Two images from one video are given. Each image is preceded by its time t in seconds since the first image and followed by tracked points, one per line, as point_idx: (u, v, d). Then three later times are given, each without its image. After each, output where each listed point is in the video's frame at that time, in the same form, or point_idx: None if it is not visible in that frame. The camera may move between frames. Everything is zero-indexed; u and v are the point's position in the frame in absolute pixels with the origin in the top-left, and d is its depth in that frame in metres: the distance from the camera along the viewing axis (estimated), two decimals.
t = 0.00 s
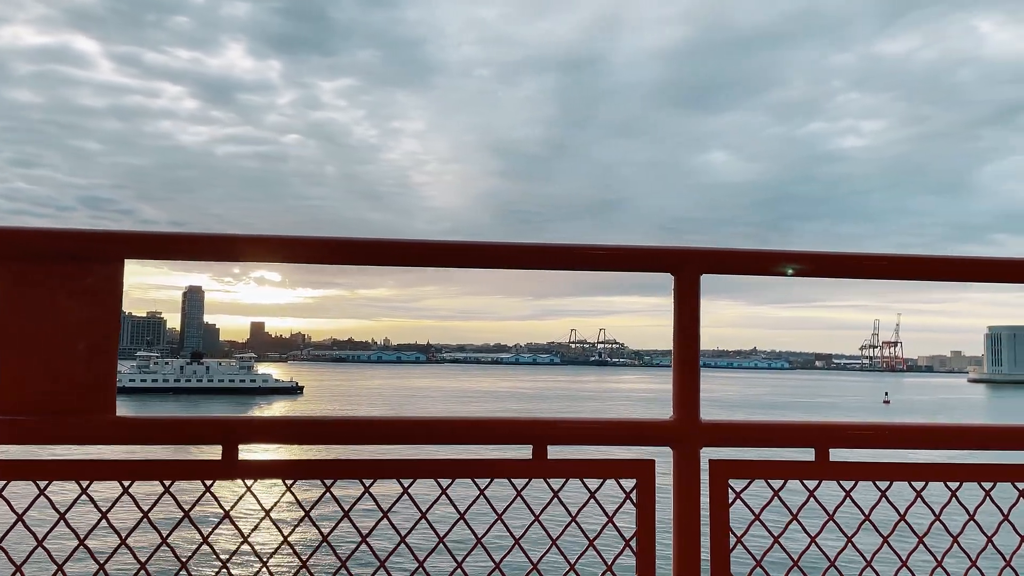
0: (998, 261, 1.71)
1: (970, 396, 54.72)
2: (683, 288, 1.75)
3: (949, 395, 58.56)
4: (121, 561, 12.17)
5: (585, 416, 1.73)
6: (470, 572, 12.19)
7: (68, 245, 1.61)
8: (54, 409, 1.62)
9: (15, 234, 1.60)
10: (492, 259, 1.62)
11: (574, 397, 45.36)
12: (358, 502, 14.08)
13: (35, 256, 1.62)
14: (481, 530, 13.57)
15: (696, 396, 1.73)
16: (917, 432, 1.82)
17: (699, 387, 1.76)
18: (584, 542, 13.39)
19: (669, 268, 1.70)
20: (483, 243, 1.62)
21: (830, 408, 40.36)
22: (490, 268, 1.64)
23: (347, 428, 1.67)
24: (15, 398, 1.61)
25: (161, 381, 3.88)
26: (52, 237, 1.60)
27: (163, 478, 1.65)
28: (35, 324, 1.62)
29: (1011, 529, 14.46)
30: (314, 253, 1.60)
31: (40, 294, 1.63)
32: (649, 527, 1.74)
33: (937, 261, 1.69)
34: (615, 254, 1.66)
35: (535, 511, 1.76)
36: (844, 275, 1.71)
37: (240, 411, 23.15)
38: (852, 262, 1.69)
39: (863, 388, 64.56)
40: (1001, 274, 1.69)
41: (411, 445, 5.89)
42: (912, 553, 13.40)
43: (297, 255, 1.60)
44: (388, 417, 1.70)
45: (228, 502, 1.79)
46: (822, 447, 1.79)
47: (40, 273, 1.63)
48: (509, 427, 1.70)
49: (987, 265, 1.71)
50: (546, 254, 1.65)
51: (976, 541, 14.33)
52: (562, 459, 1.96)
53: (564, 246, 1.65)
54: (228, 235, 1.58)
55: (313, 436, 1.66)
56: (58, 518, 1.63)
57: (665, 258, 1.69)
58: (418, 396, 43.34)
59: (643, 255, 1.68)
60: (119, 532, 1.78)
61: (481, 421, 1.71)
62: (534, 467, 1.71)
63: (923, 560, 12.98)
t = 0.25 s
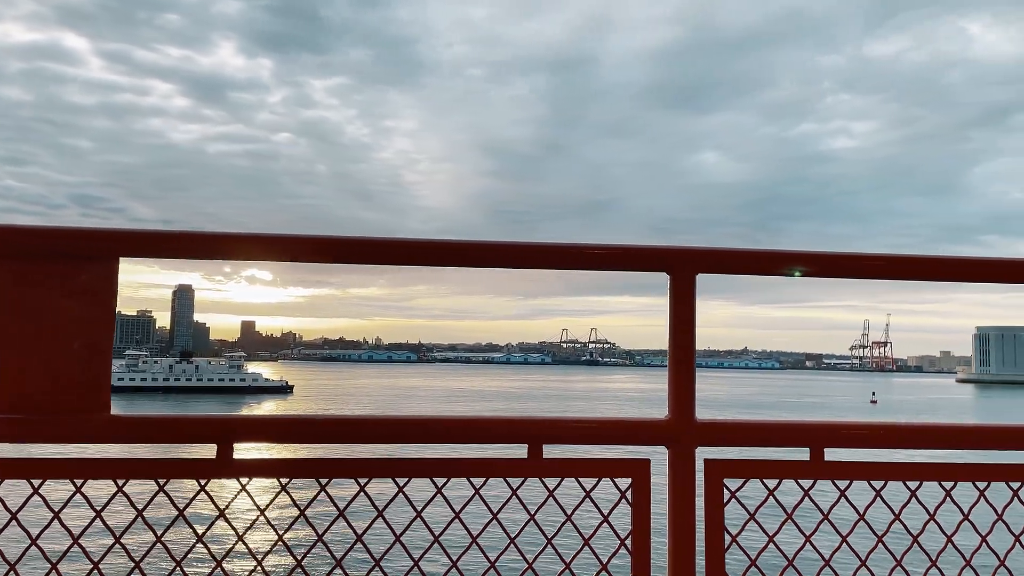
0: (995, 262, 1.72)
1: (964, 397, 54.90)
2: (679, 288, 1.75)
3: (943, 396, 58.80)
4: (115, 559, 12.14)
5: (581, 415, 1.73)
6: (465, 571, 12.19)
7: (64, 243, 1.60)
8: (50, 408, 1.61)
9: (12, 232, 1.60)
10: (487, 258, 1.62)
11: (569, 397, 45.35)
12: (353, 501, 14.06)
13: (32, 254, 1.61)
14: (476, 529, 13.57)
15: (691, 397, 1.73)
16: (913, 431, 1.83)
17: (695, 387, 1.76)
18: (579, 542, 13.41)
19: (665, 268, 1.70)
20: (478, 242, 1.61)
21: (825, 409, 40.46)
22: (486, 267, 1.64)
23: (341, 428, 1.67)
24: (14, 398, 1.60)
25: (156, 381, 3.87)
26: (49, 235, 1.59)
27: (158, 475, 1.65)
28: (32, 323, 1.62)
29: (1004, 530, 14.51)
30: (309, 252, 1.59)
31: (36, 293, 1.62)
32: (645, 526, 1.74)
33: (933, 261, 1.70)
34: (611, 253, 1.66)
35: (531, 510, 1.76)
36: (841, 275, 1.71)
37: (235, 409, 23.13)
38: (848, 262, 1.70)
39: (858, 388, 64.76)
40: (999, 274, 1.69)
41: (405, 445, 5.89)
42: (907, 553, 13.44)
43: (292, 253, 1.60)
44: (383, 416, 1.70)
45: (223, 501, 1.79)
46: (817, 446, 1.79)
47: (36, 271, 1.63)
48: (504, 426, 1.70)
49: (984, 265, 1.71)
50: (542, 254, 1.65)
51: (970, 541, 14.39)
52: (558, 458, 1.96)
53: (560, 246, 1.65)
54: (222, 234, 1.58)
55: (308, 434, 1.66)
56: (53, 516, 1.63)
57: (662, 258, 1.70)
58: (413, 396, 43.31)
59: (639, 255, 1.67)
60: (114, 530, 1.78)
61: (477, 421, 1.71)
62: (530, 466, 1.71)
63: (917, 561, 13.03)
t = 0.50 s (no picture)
0: (991, 260, 1.71)
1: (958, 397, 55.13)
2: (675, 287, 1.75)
3: (938, 395, 58.99)
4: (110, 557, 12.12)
5: (578, 413, 1.73)
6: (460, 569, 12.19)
7: (59, 242, 1.60)
8: (49, 408, 1.60)
9: (7, 231, 1.59)
10: (483, 257, 1.61)
11: (565, 396, 45.37)
12: (349, 500, 14.05)
13: (28, 251, 1.60)
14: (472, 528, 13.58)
15: (687, 395, 1.73)
16: (909, 430, 1.83)
17: (691, 385, 1.76)
18: (575, 540, 13.43)
19: (662, 267, 1.70)
20: (473, 241, 1.61)
21: (821, 410, 40.62)
22: (481, 266, 1.63)
23: (336, 427, 1.66)
24: (13, 398, 1.59)
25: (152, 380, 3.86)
26: (44, 233, 1.58)
27: (153, 474, 1.64)
28: (28, 322, 1.61)
29: (1000, 528, 14.56)
30: (303, 250, 1.59)
31: (32, 292, 1.61)
32: (641, 525, 1.74)
33: (930, 260, 1.70)
34: (606, 252, 1.66)
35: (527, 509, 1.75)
36: (837, 274, 1.71)
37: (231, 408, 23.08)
38: (843, 261, 1.70)
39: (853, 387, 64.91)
40: (995, 273, 1.69)
41: (401, 443, 5.88)
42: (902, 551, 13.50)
43: (286, 251, 1.59)
44: (377, 414, 1.70)
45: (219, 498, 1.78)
46: (811, 445, 1.80)
47: (33, 268, 1.62)
48: (500, 425, 1.70)
49: (980, 265, 1.71)
50: (539, 253, 1.64)
51: (966, 539, 14.44)
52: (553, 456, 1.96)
53: (556, 245, 1.64)
54: (216, 231, 1.57)
55: (301, 432, 1.65)
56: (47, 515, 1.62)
57: (657, 257, 1.70)
58: (410, 395, 43.29)
59: (634, 253, 1.68)
60: (109, 529, 1.77)
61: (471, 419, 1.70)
62: (525, 464, 1.71)
63: (913, 559, 13.07)
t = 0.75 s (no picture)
0: (990, 259, 1.70)
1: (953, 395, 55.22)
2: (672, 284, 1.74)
3: (933, 393, 59.22)
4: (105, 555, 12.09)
5: (574, 411, 1.72)
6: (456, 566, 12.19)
7: (56, 239, 1.59)
8: (45, 406, 1.58)
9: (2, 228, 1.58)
10: (479, 255, 1.61)
11: (561, 394, 45.37)
12: (345, 497, 14.04)
13: (23, 250, 1.59)
14: (468, 526, 13.57)
15: (683, 392, 1.72)
16: (904, 427, 1.83)
17: (687, 383, 1.75)
18: (571, 537, 13.44)
19: (659, 264, 1.69)
20: (469, 238, 1.60)
21: (818, 408, 40.69)
22: (477, 264, 1.62)
23: (330, 424, 1.65)
24: (8, 396, 1.58)
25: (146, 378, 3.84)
26: (40, 231, 1.58)
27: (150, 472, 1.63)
28: (25, 321, 1.60)
29: (994, 526, 14.62)
30: (297, 247, 1.58)
31: (28, 290, 1.60)
32: (637, 523, 1.74)
33: (928, 258, 1.69)
34: (603, 249, 1.65)
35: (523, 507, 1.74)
36: (834, 273, 1.71)
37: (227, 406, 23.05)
38: (840, 259, 1.69)
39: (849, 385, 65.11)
40: (995, 271, 1.68)
41: (396, 441, 5.88)
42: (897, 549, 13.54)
43: (280, 248, 1.58)
44: (372, 412, 1.68)
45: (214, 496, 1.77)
46: (808, 442, 1.79)
47: (28, 266, 1.60)
48: (496, 422, 1.69)
49: (980, 263, 1.69)
50: (534, 250, 1.63)
51: (961, 536, 14.48)
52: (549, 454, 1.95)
53: (552, 242, 1.63)
54: (211, 227, 1.56)
55: (297, 429, 1.64)
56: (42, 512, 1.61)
57: (654, 254, 1.68)
58: (406, 393, 43.29)
59: (631, 250, 1.67)
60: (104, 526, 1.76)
61: (466, 417, 1.69)
62: (521, 463, 1.70)
63: (908, 557, 13.11)
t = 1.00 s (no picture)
0: (988, 256, 1.69)
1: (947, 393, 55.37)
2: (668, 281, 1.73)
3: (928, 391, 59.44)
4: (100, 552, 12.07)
5: (569, 408, 1.71)
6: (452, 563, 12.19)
7: (50, 235, 1.57)
8: (40, 403, 1.57)
9: None
10: (472, 252, 1.60)
11: (557, 391, 45.36)
12: (340, 495, 14.04)
13: (15, 247, 1.58)
14: (464, 523, 13.57)
15: (679, 389, 1.72)
16: (900, 424, 1.82)
17: (683, 380, 1.74)
18: (566, 534, 13.45)
19: (654, 262, 1.68)
20: (462, 236, 1.59)
21: (814, 406, 40.80)
22: (471, 261, 1.61)
23: (325, 420, 1.64)
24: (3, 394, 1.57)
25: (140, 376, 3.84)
26: (33, 227, 1.56)
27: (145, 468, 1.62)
28: (19, 318, 1.58)
29: (989, 522, 14.69)
30: (288, 243, 1.56)
31: (23, 288, 1.58)
32: (632, 519, 1.73)
33: (924, 255, 1.68)
34: (599, 247, 1.64)
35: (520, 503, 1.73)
36: (826, 270, 1.70)
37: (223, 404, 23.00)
38: (834, 255, 1.68)
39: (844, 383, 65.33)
40: (993, 269, 1.66)
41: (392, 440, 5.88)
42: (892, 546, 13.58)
43: (272, 245, 1.56)
44: (367, 408, 1.67)
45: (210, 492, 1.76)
46: (804, 439, 1.78)
47: (20, 263, 1.59)
48: (491, 419, 1.68)
49: (978, 260, 1.68)
50: (529, 247, 1.62)
51: (955, 533, 14.53)
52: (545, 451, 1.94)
53: (547, 239, 1.62)
54: (202, 224, 1.54)
55: (293, 426, 1.63)
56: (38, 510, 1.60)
57: (650, 251, 1.68)
58: (402, 391, 43.32)
59: (626, 247, 1.65)
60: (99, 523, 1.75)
61: (460, 413, 1.68)
62: (517, 460, 1.69)
63: (903, 554, 13.17)
